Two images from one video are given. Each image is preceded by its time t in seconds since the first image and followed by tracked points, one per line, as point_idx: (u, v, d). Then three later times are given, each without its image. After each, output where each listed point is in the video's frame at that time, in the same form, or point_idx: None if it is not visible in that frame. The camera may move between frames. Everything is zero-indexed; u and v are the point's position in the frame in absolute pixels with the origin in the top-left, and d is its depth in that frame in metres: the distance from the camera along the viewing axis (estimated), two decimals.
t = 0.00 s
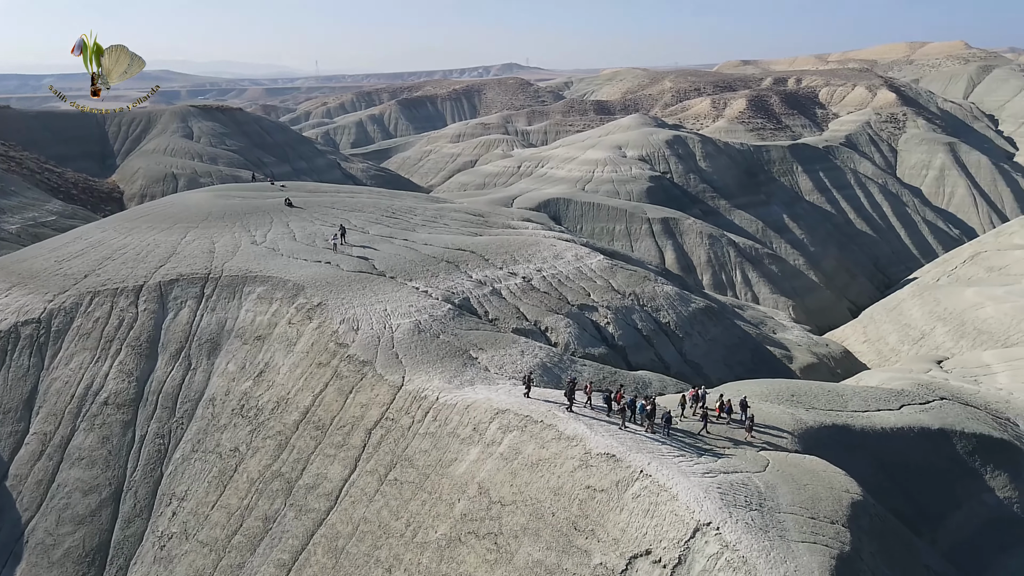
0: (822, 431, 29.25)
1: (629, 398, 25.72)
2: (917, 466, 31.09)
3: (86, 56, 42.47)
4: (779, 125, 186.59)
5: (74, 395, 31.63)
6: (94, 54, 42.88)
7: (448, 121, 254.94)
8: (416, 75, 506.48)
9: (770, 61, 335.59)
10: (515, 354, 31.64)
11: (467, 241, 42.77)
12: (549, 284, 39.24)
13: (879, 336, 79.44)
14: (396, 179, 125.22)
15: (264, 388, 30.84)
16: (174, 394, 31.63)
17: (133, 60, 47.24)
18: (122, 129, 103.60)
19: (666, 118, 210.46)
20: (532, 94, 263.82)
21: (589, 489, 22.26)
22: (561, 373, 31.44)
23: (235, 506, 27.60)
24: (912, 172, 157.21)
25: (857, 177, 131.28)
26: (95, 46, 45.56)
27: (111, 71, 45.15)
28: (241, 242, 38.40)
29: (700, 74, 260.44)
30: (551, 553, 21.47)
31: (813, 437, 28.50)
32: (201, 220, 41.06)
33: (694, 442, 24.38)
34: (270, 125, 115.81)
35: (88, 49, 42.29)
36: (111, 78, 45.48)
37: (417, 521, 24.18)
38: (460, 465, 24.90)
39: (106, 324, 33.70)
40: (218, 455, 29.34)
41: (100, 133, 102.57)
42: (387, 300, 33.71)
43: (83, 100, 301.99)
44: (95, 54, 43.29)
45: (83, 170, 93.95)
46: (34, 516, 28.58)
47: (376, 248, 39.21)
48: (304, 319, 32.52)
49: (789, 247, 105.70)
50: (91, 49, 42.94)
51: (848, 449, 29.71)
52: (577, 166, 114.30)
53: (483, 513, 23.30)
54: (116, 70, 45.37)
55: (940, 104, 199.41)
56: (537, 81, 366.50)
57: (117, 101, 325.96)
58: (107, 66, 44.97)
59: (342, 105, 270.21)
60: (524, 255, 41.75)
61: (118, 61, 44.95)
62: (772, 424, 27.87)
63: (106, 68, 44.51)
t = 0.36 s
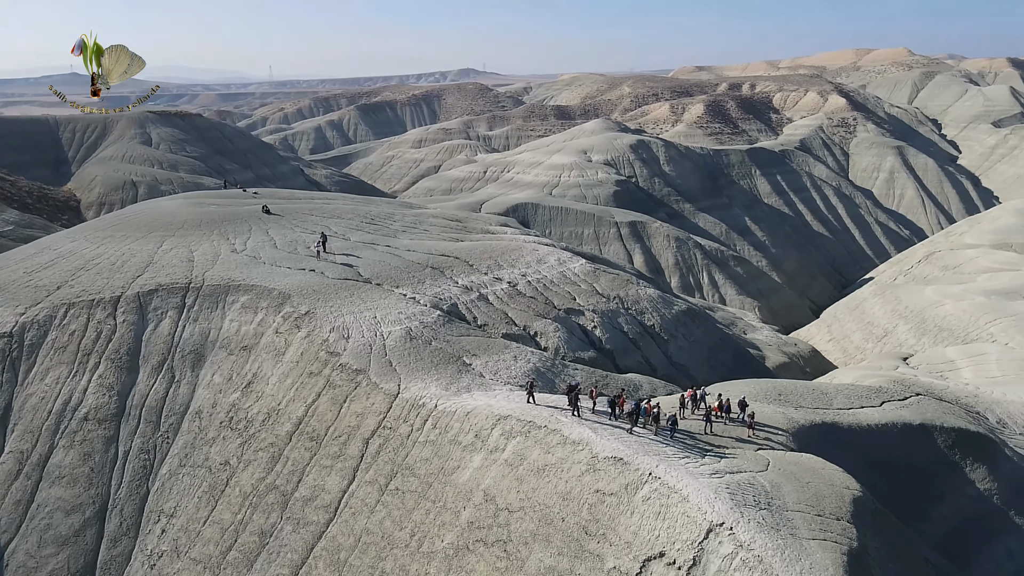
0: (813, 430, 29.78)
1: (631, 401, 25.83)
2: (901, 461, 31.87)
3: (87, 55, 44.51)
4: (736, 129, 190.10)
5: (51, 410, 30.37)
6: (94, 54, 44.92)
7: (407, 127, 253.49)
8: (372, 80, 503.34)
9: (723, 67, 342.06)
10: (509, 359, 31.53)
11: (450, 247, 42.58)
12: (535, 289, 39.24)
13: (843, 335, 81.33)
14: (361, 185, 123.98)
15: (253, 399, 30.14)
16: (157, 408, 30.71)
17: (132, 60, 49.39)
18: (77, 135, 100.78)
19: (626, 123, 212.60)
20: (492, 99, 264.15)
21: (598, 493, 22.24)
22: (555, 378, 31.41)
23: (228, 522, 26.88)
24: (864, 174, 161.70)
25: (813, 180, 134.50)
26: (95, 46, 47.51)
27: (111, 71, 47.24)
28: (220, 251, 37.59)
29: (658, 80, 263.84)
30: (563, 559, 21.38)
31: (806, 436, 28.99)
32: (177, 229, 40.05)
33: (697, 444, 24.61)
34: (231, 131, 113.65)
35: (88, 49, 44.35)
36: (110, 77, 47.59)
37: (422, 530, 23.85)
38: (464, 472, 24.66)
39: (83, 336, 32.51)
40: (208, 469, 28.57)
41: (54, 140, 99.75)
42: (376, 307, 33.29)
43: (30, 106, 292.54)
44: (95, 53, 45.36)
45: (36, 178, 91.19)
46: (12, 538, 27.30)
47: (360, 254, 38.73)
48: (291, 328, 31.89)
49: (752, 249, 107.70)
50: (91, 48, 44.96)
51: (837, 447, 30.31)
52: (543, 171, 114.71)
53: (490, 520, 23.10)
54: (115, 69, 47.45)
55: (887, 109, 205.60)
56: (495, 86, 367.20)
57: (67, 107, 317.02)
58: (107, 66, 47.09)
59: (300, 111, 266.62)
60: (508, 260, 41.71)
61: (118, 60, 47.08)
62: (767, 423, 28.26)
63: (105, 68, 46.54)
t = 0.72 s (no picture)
0: (805, 428, 30.16)
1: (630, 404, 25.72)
2: (887, 456, 32.49)
3: (85, 54, 48.05)
4: (694, 133, 192.88)
5: (26, 427, 28.95)
6: (93, 54, 48.36)
7: (366, 132, 251.01)
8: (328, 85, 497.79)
9: (678, 73, 347.37)
10: (501, 364, 31.18)
11: (432, 251, 42.14)
12: (520, 293, 39.01)
13: (809, 333, 82.90)
14: (324, 190, 122.14)
15: (241, 410, 29.26)
16: (139, 422, 29.60)
17: (134, 61, 52.86)
18: (28, 142, 97.95)
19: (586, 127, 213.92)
20: (451, 104, 263.43)
21: (608, 497, 22.07)
22: (548, 381, 31.19)
23: (221, 540, 26.00)
24: (819, 177, 165.59)
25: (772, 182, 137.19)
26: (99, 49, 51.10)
27: (111, 71, 50.71)
28: (198, 258, 36.55)
29: (615, 84, 266.20)
30: (575, 565, 21.14)
31: (800, 434, 29.34)
32: (150, 237, 38.78)
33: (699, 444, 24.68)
34: (189, 137, 110.91)
35: (88, 48, 47.78)
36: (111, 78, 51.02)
37: (426, 541, 23.36)
38: (467, 480, 24.27)
39: (57, 349, 31.11)
40: (196, 484, 27.63)
41: (4, 147, 97.04)
42: (364, 314, 32.67)
43: None
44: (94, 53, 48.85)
45: None
46: None
47: (343, 261, 38.04)
48: (278, 336, 31.07)
49: (716, 251, 109.25)
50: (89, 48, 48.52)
51: (828, 444, 30.73)
52: (509, 176, 114.60)
53: (498, 528, 22.76)
54: (115, 69, 50.89)
55: (838, 113, 211.05)
56: (453, 91, 366.10)
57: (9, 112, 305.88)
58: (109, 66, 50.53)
59: (256, 115, 261.89)
60: (491, 264, 41.41)
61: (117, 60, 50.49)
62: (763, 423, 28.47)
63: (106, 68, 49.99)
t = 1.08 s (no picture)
0: (798, 423, 30.36)
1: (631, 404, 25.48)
2: (873, 448, 32.95)
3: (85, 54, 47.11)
4: (654, 132, 194.72)
5: None
6: (94, 54, 47.46)
7: (324, 132, 247.32)
8: (282, 85, 489.73)
9: (635, 73, 350.67)
10: (494, 365, 30.71)
11: (413, 252, 41.48)
12: (505, 292, 38.59)
13: (776, 328, 84.20)
14: (285, 191, 119.82)
15: (227, 418, 28.25)
16: (118, 433, 28.36)
17: (132, 59, 51.93)
18: None
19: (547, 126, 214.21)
20: (410, 104, 261.33)
21: (617, 498, 21.77)
22: (541, 382, 30.80)
23: (213, 554, 25.08)
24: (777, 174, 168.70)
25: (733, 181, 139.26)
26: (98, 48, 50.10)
27: (111, 71, 49.94)
28: (174, 262, 35.31)
29: (574, 83, 267.05)
30: (587, 568, 20.82)
31: (793, 429, 29.54)
32: (120, 240, 37.32)
33: (702, 442, 24.60)
34: (144, 137, 107.66)
35: (88, 47, 46.81)
36: (110, 78, 50.23)
37: (430, 548, 22.79)
38: (470, 484, 23.79)
39: (27, 358, 29.58)
40: (183, 496, 26.60)
41: None
42: (351, 317, 31.86)
43: None
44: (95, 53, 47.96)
45: None
46: None
47: (324, 262, 37.14)
48: (263, 341, 30.10)
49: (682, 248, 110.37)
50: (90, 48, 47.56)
51: (820, 438, 30.99)
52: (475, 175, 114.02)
53: (505, 532, 22.31)
54: (115, 70, 50.00)
55: (791, 112, 215.26)
56: (410, 90, 362.70)
57: None
58: (108, 66, 49.78)
59: (209, 115, 256.00)
60: (474, 264, 40.92)
61: (116, 61, 49.57)
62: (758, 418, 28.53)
63: (105, 68, 49.19)
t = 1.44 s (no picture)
0: (790, 414, 30.40)
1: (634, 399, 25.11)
2: (859, 437, 33.30)
3: (86, 55, 42.69)
4: (615, 127, 195.53)
5: None
6: (94, 54, 43.06)
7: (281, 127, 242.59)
8: (235, 80, 479.30)
9: (592, 68, 351.85)
10: (486, 362, 30.10)
11: (393, 248, 40.59)
12: (489, 288, 37.95)
13: (745, 320, 85.19)
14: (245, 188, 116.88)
15: (212, 423, 27.13)
16: (95, 441, 27.03)
17: (134, 59, 47.46)
18: None
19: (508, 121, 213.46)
20: (368, 100, 257.88)
21: (626, 495, 21.36)
22: (535, 378, 30.30)
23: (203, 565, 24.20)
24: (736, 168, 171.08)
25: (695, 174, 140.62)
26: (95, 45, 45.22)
27: (112, 73, 45.32)
28: (146, 262, 33.87)
29: (533, 79, 266.66)
30: (600, 567, 20.45)
31: (787, 420, 29.56)
32: (86, 240, 35.65)
33: (706, 436, 24.39)
34: (97, 133, 103.83)
35: (89, 49, 42.49)
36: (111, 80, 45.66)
37: (435, 552, 22.19)
38: (473, 485, 23.19)
39: None
40: (169, 505, 25.53)
41: None
42: (336, 316, 30.88)
43: None
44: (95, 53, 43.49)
45: None
46: None
47: (305, 260, 36.06)
48: (247, 342, 28.94)
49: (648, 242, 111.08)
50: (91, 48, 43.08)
51: (811, 428, 31.11)
52: (440, 171, 112.84)
53: (512, 533, 21.80)
54: (116, 71, 45.44)
55: (748, 107, 218.34)
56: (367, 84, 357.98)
57: None
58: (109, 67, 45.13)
59: (160, 111, 248.79)
60: (456, 259, 40.19)
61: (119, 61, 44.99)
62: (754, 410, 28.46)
63: (107, 69, 44.67)
